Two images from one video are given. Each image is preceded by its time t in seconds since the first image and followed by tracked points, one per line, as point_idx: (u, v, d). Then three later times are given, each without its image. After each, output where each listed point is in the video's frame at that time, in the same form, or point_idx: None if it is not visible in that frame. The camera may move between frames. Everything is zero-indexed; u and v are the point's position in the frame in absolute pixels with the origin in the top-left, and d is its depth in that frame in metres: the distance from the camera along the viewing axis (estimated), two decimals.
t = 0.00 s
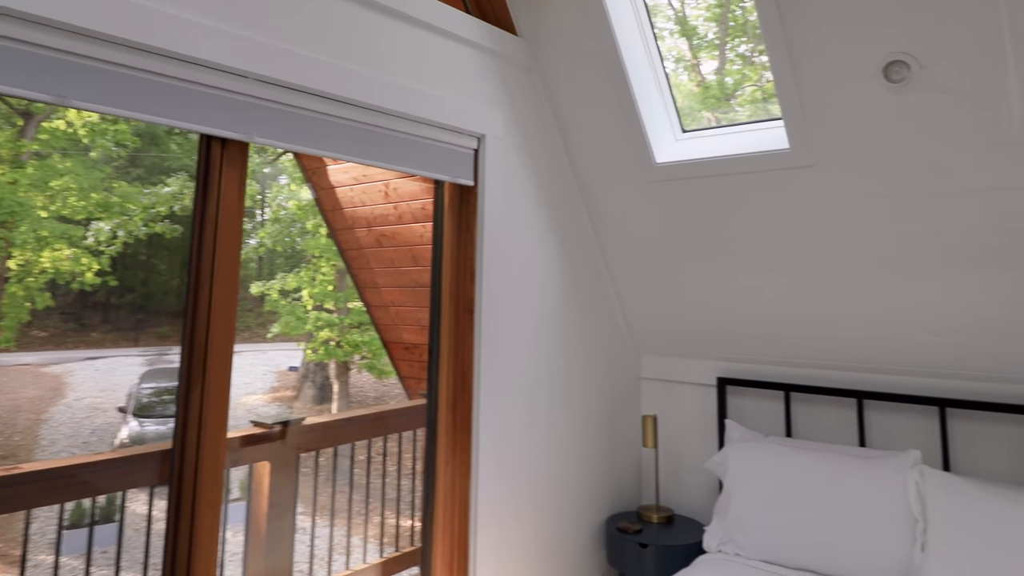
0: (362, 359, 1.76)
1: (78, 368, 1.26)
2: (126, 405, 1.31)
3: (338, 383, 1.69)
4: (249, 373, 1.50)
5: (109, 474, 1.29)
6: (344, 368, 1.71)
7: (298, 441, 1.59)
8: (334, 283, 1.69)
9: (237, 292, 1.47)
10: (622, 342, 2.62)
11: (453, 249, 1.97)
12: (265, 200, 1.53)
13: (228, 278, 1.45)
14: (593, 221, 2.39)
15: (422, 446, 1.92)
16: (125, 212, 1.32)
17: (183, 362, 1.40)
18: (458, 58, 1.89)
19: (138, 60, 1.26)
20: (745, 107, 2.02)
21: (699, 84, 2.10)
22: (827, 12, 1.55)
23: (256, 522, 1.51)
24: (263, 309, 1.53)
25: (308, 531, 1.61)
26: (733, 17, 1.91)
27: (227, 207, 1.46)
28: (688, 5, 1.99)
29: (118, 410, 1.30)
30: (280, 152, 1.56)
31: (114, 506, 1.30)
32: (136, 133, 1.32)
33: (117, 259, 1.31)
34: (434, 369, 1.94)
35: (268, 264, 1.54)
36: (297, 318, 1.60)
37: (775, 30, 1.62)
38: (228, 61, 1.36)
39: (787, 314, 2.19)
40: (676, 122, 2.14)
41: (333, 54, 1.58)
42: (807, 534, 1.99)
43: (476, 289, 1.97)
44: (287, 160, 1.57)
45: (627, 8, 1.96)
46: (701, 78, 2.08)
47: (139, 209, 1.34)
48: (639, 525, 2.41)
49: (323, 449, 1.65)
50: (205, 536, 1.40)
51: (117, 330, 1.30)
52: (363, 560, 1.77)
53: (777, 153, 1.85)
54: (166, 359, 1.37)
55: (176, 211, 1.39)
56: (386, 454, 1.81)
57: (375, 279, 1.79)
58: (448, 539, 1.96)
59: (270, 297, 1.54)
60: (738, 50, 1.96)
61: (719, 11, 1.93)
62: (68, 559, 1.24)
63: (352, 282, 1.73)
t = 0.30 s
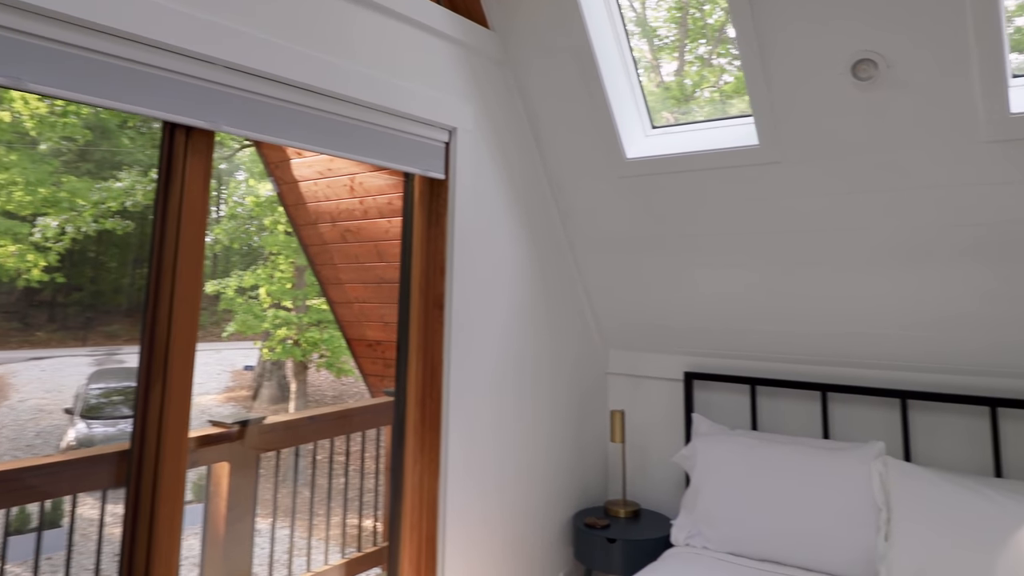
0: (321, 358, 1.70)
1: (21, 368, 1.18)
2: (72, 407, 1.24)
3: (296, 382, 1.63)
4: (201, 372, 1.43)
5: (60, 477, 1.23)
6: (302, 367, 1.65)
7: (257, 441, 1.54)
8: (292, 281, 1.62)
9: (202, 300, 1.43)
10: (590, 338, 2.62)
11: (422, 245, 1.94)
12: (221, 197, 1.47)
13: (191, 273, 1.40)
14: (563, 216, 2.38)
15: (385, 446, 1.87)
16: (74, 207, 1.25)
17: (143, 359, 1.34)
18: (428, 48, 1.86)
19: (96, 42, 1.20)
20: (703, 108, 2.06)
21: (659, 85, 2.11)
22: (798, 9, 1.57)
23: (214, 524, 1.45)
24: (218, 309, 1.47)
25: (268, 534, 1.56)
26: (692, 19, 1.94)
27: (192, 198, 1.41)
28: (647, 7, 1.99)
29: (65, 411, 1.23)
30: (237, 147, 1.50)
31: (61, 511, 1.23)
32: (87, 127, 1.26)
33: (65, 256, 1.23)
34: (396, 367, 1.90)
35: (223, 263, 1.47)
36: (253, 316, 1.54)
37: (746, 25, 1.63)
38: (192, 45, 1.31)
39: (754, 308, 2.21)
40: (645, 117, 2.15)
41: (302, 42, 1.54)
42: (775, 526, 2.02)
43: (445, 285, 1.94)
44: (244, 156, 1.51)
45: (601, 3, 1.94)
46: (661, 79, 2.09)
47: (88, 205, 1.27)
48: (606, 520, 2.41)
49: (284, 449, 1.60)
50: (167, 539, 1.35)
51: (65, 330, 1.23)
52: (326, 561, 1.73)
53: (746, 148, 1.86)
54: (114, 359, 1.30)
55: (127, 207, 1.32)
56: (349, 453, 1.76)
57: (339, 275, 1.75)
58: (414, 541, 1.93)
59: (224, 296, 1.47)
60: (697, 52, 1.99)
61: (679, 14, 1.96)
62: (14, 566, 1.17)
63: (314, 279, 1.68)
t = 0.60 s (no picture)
0: (279, 355, 1.64)
1: None
2: (18, 407, 1.18)
3: (253, 380, 1.57)
4: (154, 371, 1.36)
5: (5, 479, 1.16)
6: (261, 364, 1.59)
7: (216, 439, 1.48)
8: (250, 276, 1.56)
9: (157, 297, 1.37)
10: (558, 331, 2.61)
11: (389, 237, 1.90)
12: (177, 191, 1.41)
13: (148, 263, 1.34)
14: (532, 209, 2.36)
15: (348, 442, 1.83)
16: (20, 199, 1.18)
17: (94, 353, 1.28)
18: (396, 33, 1.81)
19: (47, 16, 1.14)
20: (663, 106, 2.09)
21: (622, 83, 2.12)
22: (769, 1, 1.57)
23: (170, 525, 1.39)
24: (174, 306, 1.40)
25: (226, 534, 1.51)
26: (654, 19, 1.97)
27: (149, 186, 1.35)
28: (610, 5, 2.00)
29: (10, 412, 1.16)
30: (193, 140, 1.43)
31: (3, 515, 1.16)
32: (34, 116, 1.19)
33: (11, 249, 1.16)
34: (358, 362, 1.85)
35: (178, 259, 1.41)
36: (212, 313, 1.47)
37: (717, 17, 1.63)
38: (151, 23, 1.25)
39: (721, 300, 2.23)
40: (615, 110, 2.14)
41: (267, 23, 1.48)
42: (742, 516, 2.04)
43: (413, 277, 1.91)
44: (201, 149, 1.45)
45: None
46: (622, 78, 2.11)
47: (37, 197, 1.20)
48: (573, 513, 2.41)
49: (243, 447, 1.54)
50: (119, 545, 1.28)
51: (8, 325, 1.16)
52: (286, 560, 1.68)
53: (715, 141, 1.87)
54: (63, 358, 1.24)
55: (77, 201, 1.26)
56: (310, 451, 1.72)
57: (301, 269, 1.70)
58: (379, 538, 1.88)
59: (180, 293, 1.41)
60: (658, 51, 2.02)
61: (641, 14, 1.99)
62: None
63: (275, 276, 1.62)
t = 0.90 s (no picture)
0: (237, 349, 1.58)
1: None
2: None
3: (210, 374, 1.51)
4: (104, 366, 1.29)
5: None
6: (219, 357, 1.53)
7: (173, 433, 1.42)
8: (207, 269, 1.50)
9: (109, 290, 1.30)
10: (526, 320, 2.58)
11: (355, 224, 1.85)
12: (129, 180, 1.33)
13: (99, 249, 1.28)
14: (501, 197, 2.33)
15: (309, 436, 1.78)
16: None
17: (43, 340, 1.21)
18: (363, 13, 1.75)
19: None
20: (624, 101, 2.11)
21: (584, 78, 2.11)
22: None
23: (123, 523, 1.33)
24: (127, 299, 1.33)
25: (183, 531, 1.45)
26: (618, 14, 1.98)
27: (102, 167, 1.28)
28: None
29: None
30: (147, 129, 1.36)
31: None
32: None
33: None
34: (321, 353, 1.80)
35: (131, 251, 1.34)
36: (167, 306, 1.41)
37: (691, 3, 1.62)
38: None
39: (689, 289, 2.23)
40: (586, 97, 2.11)
41: None
42: (709, 506, 2.04)
43: (380, 264, 1.85)
44: (155, 138, 1.38)
45: None
46: (586, 71, 2.09)
47: None
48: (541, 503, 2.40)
49: (200, 441, 1.49)
50: (68, 544, 1.22)
51: None
52: (246, 556, 1.64)
53: (686, 129, 1.85)
54: (10, 354, 1.17)
55: (25, 189, 1.19)
56: (270, 446, 1.68)
57: (261, 259, 1.64)
58: (344, 533, 1.84)
59: (134, 285, 1.35)
60: (621, 46, 2.04)
61: (605, 8, 1.99)
62: None
63: (236, 264, 1.57)
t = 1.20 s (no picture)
0: (195, 341, 1.53)
1: None
2: None
3: (166, 365, 1.45)
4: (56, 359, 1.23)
5: None
6: (175, 350, 1.47)
7: (128, 426, 1.37)
8: (163, 259, 1.44)
9: (60, 281, 1.23)
10: (496, 308, 2.56)
11: (323, 210, 1.80)
12: (81, 167, 1.27)
13: (50, 234, 1.21)
14: (472, 183, 2.29)
15: (272, 427, 1.73)
16: None
17: None
18: None
19: None
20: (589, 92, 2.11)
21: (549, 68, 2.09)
22: None
23: (77, 520, 1.27)
24: (79, 289, 1.27)
25: (140, 526, 1.40)
26: (584, 5, 1.97)
27: (54, 147, 1.21)
28: None
29: None
30: (99, 115, 1.30)
31: None
32: None
33: None
34: (285, 343, 1.75)
35: (82, 240, 1.27)
36: (120, 296, 1.35)
37: None
38: None
39: (660, 276, 2.23)
40: (558, 82, 2.09)
41: None
42: (677, 492, 2.06)
43: (349, 251, 1.80)
44: (107, 124, 1.31)
45: None
46: (556, 59, 2.07)
47: None
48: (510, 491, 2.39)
49: (158, 434, 1.43)
50: (18, 545, 1.16)
51: None
52: (206, 550, 1.59)
53: (660, 114, 1.84)
54: None
55: None
56: (231, 438, 1.62)
57: (223, 246, 1.58)
58: (310, 525, 1.80)
59: (88, 275, 1.28)
60: (586, 37, 2.03)
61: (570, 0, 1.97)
62: None
63: (195, 250, 1.51)
